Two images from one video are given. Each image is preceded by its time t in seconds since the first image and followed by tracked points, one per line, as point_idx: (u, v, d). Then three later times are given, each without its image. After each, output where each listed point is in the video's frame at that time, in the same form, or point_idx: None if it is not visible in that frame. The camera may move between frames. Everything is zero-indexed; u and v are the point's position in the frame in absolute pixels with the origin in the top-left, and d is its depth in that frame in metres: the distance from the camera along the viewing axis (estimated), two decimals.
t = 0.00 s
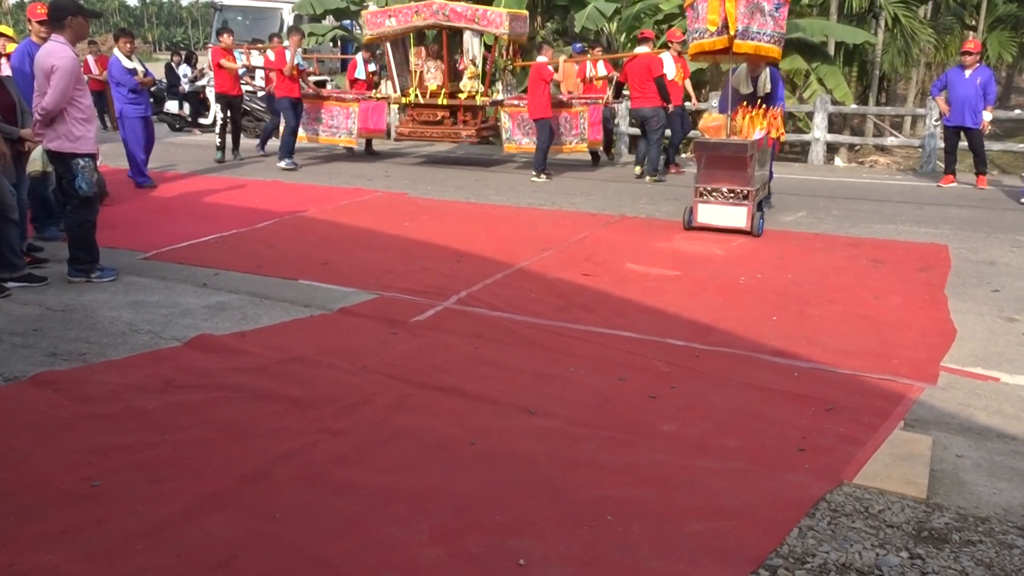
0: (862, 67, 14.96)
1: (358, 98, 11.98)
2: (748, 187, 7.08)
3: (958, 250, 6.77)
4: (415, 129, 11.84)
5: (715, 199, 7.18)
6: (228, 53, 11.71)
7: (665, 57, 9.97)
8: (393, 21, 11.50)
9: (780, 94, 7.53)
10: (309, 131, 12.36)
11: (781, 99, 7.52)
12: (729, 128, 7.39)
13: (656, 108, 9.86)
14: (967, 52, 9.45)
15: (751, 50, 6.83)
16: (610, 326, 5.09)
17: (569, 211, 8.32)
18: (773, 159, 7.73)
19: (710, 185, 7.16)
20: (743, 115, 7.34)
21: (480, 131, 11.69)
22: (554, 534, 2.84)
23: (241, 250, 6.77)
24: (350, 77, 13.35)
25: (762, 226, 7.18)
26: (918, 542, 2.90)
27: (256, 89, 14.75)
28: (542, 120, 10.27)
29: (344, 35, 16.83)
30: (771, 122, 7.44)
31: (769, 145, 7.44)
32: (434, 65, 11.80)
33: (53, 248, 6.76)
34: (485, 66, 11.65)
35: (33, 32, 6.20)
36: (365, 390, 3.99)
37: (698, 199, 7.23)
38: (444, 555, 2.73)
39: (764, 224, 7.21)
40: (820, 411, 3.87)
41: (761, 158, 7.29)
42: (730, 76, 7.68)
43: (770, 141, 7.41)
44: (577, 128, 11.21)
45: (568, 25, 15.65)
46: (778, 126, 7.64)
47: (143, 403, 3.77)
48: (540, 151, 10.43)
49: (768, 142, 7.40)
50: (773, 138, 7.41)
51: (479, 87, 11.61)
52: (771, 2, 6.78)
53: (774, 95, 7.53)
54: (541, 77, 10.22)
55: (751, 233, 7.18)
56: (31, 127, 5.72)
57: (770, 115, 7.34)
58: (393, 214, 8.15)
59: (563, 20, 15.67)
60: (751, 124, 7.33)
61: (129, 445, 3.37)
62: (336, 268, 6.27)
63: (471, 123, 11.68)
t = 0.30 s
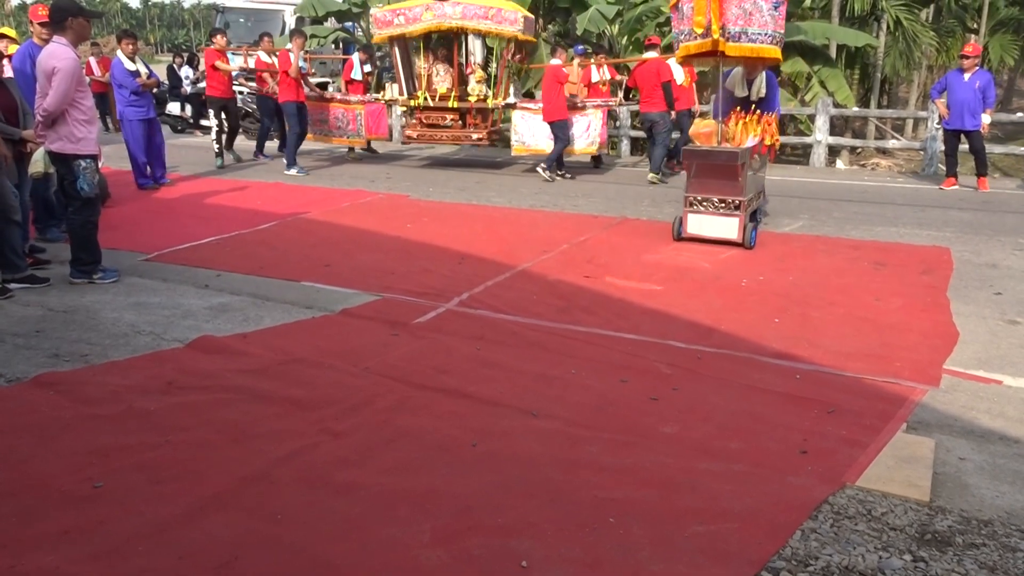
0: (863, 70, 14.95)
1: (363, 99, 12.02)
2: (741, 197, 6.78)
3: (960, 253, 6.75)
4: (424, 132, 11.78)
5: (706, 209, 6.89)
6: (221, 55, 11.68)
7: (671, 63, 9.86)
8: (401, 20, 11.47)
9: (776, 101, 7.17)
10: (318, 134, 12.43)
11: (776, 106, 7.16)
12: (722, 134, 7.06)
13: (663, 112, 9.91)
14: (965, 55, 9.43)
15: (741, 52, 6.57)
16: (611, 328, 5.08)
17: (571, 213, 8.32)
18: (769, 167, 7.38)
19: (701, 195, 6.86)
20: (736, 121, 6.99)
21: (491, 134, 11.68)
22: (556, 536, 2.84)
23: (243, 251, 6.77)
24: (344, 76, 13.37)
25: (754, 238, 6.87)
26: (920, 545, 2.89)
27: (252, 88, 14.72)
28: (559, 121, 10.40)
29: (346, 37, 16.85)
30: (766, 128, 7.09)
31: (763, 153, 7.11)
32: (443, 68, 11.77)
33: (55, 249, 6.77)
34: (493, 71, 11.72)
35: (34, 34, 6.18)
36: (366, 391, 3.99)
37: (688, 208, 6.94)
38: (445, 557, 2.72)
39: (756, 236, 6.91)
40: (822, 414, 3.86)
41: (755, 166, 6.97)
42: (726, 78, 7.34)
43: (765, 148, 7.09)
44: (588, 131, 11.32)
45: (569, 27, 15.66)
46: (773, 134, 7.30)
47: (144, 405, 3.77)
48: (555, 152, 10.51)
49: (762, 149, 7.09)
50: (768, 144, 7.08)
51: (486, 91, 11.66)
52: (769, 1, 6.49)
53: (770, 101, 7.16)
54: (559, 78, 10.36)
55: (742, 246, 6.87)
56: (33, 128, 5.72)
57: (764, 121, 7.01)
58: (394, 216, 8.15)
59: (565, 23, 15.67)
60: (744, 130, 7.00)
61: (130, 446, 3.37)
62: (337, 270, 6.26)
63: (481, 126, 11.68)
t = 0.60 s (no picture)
0: (866, 72, 14.96)
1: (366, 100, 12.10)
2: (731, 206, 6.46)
3: (962, 255, 6.75)
4: (428, 132, 11.80)
5: (694, 219, 6.57)
6: (224, 56, 11.66)
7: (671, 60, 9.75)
8: (406, 24, 11.43)
9: (775, 105, 7.04)
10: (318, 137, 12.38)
11: (774, 112, 7.00)
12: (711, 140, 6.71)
13: (665, 111, 10.05)
14: (963, 58, 9.43)
15: (730, 54, 6.25)
16: (612, 330, 5.08)
17: (572, 214, 8.33)
18: (755, 177, 7.05)
19: (688, 204, 6.55)
20: (726, 127, 6.65)
21: (494, 133, 11.66)
22: (557, 538, 2.83)
23: (245, 252, 6.78)
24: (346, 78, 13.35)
25: (743, 250, 6.56)
26: (922, 547, 2.89)
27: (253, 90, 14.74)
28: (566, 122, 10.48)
29: (348, 38, 16.88)
30: (757, 136, 6.81)
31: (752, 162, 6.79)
32: (446, 69, 11.76)
33: (57, 249, 6.78)
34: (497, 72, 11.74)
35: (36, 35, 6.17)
36: (367, 392, 3.99)
37: (675, 218, 6.63)
38: (446, 558, 2.72)
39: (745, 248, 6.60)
40: (823, 415, 3.86)
41: (744, 176, 6.63)
42: (724, 80, 7.14)
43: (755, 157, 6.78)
44: (593, 129, 11.47)
45: (571, 29, 15.67)
46: (764, 140, 6.98)
47: (145, 405, 3.78)
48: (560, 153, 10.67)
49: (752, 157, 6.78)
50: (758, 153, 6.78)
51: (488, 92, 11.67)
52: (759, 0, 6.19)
53: (769, 105, 7.01)
54: (564, 80, 10.40)
55: (731, 258, 6.56)
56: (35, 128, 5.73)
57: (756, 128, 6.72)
58: (396, 217, 8.15)
59: (567, 24, 15.69)
60: (734, 137, 6.66)
61: (130, 446, 3.37)
62: (339, 271, 6.27)
63: (484, 125, 11.67)
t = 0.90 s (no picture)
0: (869, 72, 14.94)
1: (368, 102, 12.07)
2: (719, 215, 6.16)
3: (965, 255, 6.74)
4: (428, 134, 11.91)
5: (681, 228, 6.28)
6: (233, 59, 11.87)
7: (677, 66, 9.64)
8: (404, 25, 11.47)
9: (771, 108, 6.85)
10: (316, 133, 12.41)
11: (768, 114, 6.81)
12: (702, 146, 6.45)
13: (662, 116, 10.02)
14: (966, 58, 9.43)
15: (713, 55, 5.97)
16: (615, 330, 5.08)
17: (575, 215, 8.32)
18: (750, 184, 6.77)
19: (675, 212, 6.26)
20: (716, 131, 6.38)
21: (493, 136, 11.70)
22: (559, 538, 2.83)
23: (248, 252, 6.79)
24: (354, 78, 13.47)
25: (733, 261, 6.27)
26: (925, 549, 2.88)
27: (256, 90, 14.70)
28: (557, 126, 10.33)
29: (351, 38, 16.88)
30: (749, 139, 6.50)
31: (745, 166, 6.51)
32: (446, 71, 11.84)
33: (60, 249, 6.78)
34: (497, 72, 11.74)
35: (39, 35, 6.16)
36: (369, 392, 3.99)
37: (661, 227, 6.34)
38: (448, 558, 2.72)
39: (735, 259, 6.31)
40: (826, 416, 3.86)
41: (735, 182, 6.33)
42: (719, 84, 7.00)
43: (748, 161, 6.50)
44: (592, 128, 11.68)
45: (574, 29, 15.67)
46: (759, 147, 6.65)
47: (148, 405, 3.78)
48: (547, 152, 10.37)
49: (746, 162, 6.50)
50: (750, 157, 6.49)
51: (490, 93, 11.66)
52: None
53: (764, 107, 6.84)
54: (558, 81, 10.26)
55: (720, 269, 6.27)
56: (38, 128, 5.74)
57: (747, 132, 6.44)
58: (399, 217, 8.15)
59: (569, 24, 15.69)
60: (725, 141, 6.37)
61: (133, 447, 3.38)
62: (342, 271, 6.27)
63: (484, 128, 11.71)
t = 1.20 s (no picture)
0: (871, 70, 14.91)
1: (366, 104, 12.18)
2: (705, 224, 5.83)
3: (968, 254, 6.73)
4: (422, 135, 11.93)
5: (665, 237, 5.97)
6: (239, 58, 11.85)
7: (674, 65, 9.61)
8: (397, 30, 11.51)
9: (758, 106, 6.66)
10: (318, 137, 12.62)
11: (757, 114, 6.59)
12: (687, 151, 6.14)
13: (653, 112, 9.96)
14: (967, 56, 9.42)
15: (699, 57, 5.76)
16: (618, 330, 5.07)
17: (577, 215, 8.32)
18: (738, 189, 6.43)
19: (659, 220, 5.94)
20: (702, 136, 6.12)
21: (486, 137, 11.65)
22: (563, 538, 2.83)
23: (250, 254, 6.79)
24: (362, 79, 13.44)
25: (720, 272, 5.96)
26: (929, 548, 2.88)
27: (264, 94, 14.76)
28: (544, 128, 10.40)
29: (353, 39, 16.87)
30: (737, 143, 6.22)
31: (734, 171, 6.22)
32: (440, 73, 11.75)
33: (63, 251, 6.79)
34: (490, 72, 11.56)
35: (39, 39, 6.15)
36: (371, 393, 3.99)
37: (645, 236, 6.03)
38: (451, 559, 2.72)
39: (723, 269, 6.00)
40: (829, 415, 3.85)
41: (722, 189, 5.99)
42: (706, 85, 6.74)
43: (737, 165, 6.21)
44: (580, 133, 11.30)
45: (575, 29, 15.66)
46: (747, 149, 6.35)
47: (151, 407, 3.78)
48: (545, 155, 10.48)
49: (735, 167, 6.20)
50: (740, 161, 6.20)
51: (485, 94, 11.58)
52: None
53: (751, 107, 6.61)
54: (546, 81, 10.32)
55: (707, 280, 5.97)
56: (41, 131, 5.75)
57: (734, 135, 6.17)
58: (401, 218, 8.16)
59: (571, 24, 15.68)
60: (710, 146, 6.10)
61: (136, 448, 3.38)
62: (344, 272, 6.27)
63: (476, 129, 11.69)
